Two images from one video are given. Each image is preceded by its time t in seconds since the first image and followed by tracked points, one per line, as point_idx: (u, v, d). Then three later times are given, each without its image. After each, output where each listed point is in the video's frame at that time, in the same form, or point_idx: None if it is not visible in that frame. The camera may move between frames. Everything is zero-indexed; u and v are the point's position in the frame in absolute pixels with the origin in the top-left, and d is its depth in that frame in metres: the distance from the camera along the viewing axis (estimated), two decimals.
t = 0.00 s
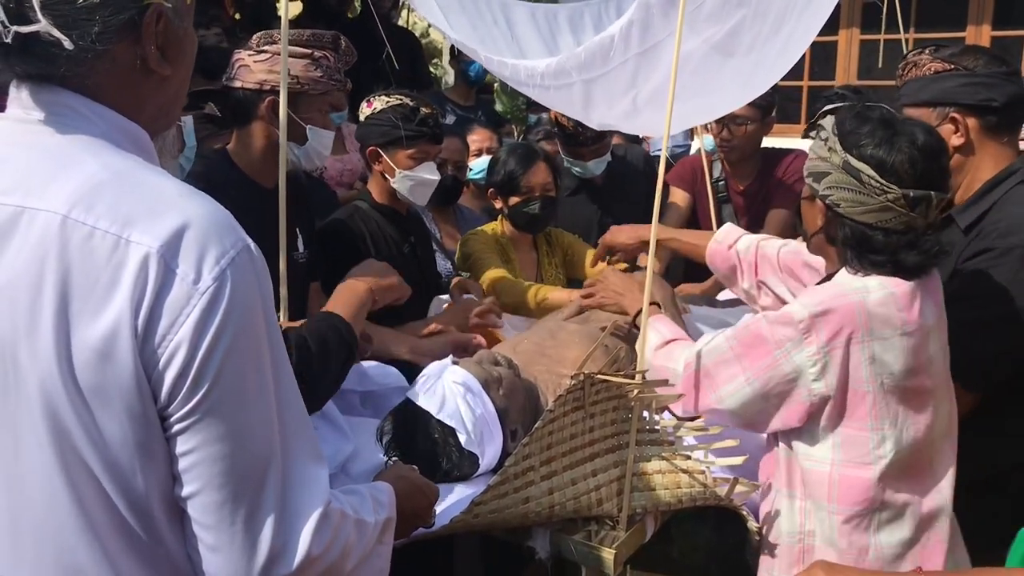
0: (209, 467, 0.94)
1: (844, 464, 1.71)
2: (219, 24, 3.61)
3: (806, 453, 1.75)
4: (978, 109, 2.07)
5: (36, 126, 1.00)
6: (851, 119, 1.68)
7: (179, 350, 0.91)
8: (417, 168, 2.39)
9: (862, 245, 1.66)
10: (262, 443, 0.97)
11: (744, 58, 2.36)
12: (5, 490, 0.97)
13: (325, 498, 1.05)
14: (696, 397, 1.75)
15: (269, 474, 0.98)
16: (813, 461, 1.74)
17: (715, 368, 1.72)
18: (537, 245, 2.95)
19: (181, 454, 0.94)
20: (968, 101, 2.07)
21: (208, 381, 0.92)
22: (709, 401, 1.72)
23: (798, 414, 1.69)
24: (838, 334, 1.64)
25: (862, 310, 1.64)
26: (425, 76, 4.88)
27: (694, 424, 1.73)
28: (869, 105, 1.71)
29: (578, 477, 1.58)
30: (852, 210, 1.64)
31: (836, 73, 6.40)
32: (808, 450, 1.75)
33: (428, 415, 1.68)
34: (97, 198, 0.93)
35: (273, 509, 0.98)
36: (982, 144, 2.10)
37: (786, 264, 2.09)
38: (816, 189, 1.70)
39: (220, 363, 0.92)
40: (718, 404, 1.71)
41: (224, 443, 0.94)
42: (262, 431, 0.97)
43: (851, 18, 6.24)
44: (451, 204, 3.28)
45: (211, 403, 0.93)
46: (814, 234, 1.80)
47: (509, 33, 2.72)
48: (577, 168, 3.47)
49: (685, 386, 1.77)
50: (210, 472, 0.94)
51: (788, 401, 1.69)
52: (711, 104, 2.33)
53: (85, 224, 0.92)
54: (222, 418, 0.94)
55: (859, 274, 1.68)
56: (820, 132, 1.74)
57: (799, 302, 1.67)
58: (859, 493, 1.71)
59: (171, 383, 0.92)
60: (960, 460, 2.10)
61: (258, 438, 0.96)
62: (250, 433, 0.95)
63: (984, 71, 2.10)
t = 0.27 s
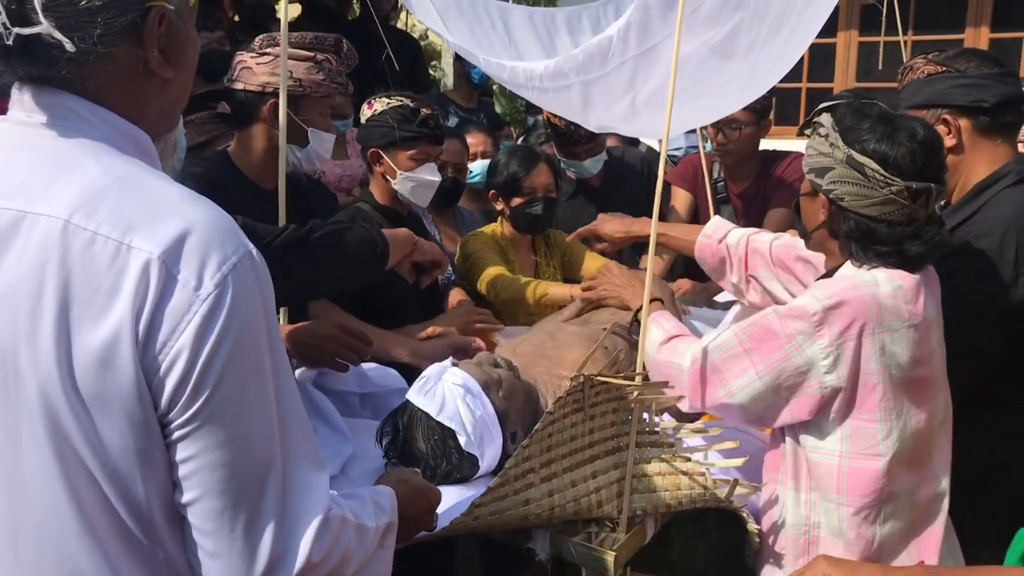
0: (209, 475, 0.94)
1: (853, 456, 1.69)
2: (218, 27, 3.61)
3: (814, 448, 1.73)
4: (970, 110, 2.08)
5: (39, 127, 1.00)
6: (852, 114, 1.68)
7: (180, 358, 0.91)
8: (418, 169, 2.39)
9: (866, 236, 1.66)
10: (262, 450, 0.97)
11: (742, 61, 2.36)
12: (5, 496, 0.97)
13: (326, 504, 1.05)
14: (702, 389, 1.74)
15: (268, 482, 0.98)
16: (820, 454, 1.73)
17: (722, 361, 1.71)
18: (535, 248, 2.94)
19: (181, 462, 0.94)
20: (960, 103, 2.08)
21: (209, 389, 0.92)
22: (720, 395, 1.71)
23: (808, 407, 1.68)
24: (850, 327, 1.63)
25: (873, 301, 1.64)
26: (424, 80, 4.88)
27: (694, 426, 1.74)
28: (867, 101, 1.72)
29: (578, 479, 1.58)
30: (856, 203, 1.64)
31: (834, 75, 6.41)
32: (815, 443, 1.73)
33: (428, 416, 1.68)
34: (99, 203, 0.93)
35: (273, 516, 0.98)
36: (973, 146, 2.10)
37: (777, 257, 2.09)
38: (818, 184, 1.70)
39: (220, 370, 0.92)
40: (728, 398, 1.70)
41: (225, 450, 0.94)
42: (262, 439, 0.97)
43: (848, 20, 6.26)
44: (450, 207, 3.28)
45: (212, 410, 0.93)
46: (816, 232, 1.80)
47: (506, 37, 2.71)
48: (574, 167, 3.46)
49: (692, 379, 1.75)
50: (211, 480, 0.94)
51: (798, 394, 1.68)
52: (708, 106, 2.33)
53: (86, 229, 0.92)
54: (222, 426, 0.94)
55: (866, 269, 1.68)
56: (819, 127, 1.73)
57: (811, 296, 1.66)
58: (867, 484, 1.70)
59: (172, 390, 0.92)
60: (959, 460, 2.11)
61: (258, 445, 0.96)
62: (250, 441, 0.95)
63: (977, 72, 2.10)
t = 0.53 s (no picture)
0: (207, 484, 0.94)
1: (855, 461, 1.69)
2: (219, 31, 3.61)
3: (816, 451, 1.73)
4: (977, 112, 2.07)
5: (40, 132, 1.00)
6: (850, 115, 1.69)
7: (178, 366, 0.91)
8: (415, 175, 2.39)
9: (868, 235, 1.66)
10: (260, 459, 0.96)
11: (741, 63, 2.35)
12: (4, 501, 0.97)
13: (325, 514, 1.05)
14: (705, 398, 1.75)
15: (266, 491, 0.97)
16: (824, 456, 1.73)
17: (723, 370, 1.71)
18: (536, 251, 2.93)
19: (178, 471, 0.94)
20: (966, 104, 2.08)
21: (207, 398, 0.92)
22: (726, 403, 1.71)
23: (812, 413, 1.68)
24: (853, 330, 1.63)
25: (874, 305, 1.64)
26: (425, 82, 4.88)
27: (694, 429, 1.73)
28: (863, 103, 1.73)
29: (579, 481, 1.58)
30: (856, 203, 1.64)
31: (834, 77, 6.41)
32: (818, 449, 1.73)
33: (427, 418, 1.68)
34: (99, 208, 0.93)
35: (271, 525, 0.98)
36: (979, 148, 2.10)
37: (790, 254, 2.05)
38: (818, 184, 1.70)
39: (218, 379, 0.92)
40: (734, 407, 1.70)
41: (222, 460, 0.94)
42: (260, 448, 0.96)
43: (848, 21, 6.26)
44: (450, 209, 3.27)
45: (210, 419, 0.93)
46: (816, 232, 1.80)
47: (507, 38, 2.71)
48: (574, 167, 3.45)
49: (694, 390, 1.75)
50: (208, 489, 0.94)
51: (804, 401, 1.68)
52: (705, 107, 2.34)
53: (86, 235, 0.92)
54: (220, 435, 0.93)
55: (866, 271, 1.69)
56: (817, 129, 1.74)
57: (814, 300, 1.66)
58: (866, 490, 1.69)
59: (170, 399, 0.92)
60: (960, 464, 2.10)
61: (256, 454, 0.96)
62: (248, 451, 0.95)
63: (985, 74, 2.09)
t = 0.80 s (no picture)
0: (204, 490, 0.94)
1: (855, 469, 1.68)
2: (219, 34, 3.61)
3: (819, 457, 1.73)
4: (983, 115, 2.07)
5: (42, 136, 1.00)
6: (845, 116, 1.69)
7: (177, 373, 0.91)
8: (406, 182, 2.41)
9: (866, 233, 1.66)
10: (258, 466, 0.96)
11: (740, 66, 2.35)
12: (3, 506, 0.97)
13: (324, 520, 1.04)
14: (709, 417, 1.74)
15: (264, 497, 0.97)
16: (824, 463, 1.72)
17: (726, 389, 1.70)
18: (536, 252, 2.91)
19: (176, 478, 0.94)
20: (972, 107, 2.07)
21: (206, 404, 0.92)
22: (728, 423, 1.70)
23: (818, 424, 1.68)
24: (846, 338, 1.63)
25: (867, 313, 1.64)
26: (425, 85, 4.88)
27: (696, 432, 1.71)
28: (860, 105, 1.73)
29: (580, 484, 1.58)
30: (851, 202, 1.64)
31: (833, 80, 6.42)
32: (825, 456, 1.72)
33: (426, 421, 1.68)
34: (99, 213, 0.93)
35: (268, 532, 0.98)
36: (985, 151, 2.10)
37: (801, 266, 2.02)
38: (813, 184, 1.70)
39: (217, 386, 0.92)
40: (737, 425, 1.69)
41: (220, 466, 0.94)
42: (258, 455, 0.96)
43: (848, 23, 6.27)
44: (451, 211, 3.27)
45: (209, 426, 0.93)
46: (815, 232, 1.81)
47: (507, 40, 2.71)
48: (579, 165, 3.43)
49: (699, 408, 1.75)
50: (206, 496, 0.94)
51: (809, 411, 1.68)
52: (704, 109, 2.34)
53: (86, 241, 0.92)
54: (218, 442, 0.93)
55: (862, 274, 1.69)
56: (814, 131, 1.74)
57: (808, 309, 1.66)
58: (865, 499, 1.69)
59: (169, 405, 0.91)
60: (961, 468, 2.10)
61: (254, 461, 0.96)
62: (246, 457, 0.95)
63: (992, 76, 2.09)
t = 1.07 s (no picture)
0: (205, 492, 0.94)
1: (840, 468, 1.69)
2: (219, 36, 3.61)
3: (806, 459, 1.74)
4: (984, 119, 2.07)
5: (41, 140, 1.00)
6: (840, 117, 1.69)
7: (178, 375, 0.91)
8: (405, 188, 2.42)
9: (855, 238, 1.67)
10: (258, 468, 0.96)
11: (738, 69, 2.36)
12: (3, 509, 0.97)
13: (323, 522, 1.04)
14: (696, 409, 1.75)
15: (264, 499, 0.97)
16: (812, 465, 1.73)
17: (713, 381, 1.71)
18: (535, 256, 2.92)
19: (177, 480, 0.94)
20: (974, 112, 2.07)
21: (207, 406, 0.92)
22: (711, 416, 1.72)
23: (796, 422, 1.68)
24: (828, 336, 1.64)
25: (848, 310, 1.65)
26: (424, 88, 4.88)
27: (695, 434, 1.72)
28: (857, 107, 1.73)
29: (579, 487, 1.58)
30: (842, 203, 1.65)
31: (832, 82, 6.42)
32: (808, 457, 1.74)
33: (426, 423, 1.68)
34: (99, 217, 0.93)
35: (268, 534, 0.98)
36: (987, 155, 2.10)
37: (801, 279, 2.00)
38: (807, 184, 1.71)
39: (218, 388, 0.92)
40: (719, 418, 1.70)
41: (222, 469, 0.94)
42: (259, 457, 0.96)
43: (846, 25, 6.28)
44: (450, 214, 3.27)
45: (210, 428, 0.93)
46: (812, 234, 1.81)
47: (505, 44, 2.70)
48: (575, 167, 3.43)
49: (689, 400, 1.76)
50: (207, 498, 0.94)
51: (787, 408, 1.68)
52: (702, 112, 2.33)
53: (87, 244, 0.92)
54: (219, 444, 0.93)
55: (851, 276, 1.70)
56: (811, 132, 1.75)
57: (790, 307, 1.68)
58: (853, 498, 1.70)
59: (170, 408, 0.91)
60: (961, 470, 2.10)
61: (254, 463, 0.96)
62: (247, 459, 0.95)
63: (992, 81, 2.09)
